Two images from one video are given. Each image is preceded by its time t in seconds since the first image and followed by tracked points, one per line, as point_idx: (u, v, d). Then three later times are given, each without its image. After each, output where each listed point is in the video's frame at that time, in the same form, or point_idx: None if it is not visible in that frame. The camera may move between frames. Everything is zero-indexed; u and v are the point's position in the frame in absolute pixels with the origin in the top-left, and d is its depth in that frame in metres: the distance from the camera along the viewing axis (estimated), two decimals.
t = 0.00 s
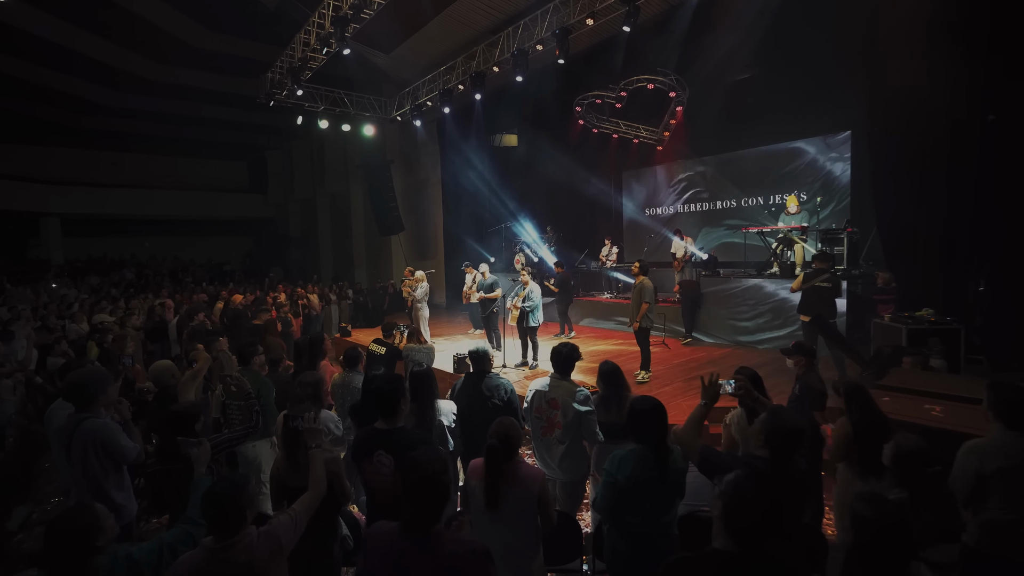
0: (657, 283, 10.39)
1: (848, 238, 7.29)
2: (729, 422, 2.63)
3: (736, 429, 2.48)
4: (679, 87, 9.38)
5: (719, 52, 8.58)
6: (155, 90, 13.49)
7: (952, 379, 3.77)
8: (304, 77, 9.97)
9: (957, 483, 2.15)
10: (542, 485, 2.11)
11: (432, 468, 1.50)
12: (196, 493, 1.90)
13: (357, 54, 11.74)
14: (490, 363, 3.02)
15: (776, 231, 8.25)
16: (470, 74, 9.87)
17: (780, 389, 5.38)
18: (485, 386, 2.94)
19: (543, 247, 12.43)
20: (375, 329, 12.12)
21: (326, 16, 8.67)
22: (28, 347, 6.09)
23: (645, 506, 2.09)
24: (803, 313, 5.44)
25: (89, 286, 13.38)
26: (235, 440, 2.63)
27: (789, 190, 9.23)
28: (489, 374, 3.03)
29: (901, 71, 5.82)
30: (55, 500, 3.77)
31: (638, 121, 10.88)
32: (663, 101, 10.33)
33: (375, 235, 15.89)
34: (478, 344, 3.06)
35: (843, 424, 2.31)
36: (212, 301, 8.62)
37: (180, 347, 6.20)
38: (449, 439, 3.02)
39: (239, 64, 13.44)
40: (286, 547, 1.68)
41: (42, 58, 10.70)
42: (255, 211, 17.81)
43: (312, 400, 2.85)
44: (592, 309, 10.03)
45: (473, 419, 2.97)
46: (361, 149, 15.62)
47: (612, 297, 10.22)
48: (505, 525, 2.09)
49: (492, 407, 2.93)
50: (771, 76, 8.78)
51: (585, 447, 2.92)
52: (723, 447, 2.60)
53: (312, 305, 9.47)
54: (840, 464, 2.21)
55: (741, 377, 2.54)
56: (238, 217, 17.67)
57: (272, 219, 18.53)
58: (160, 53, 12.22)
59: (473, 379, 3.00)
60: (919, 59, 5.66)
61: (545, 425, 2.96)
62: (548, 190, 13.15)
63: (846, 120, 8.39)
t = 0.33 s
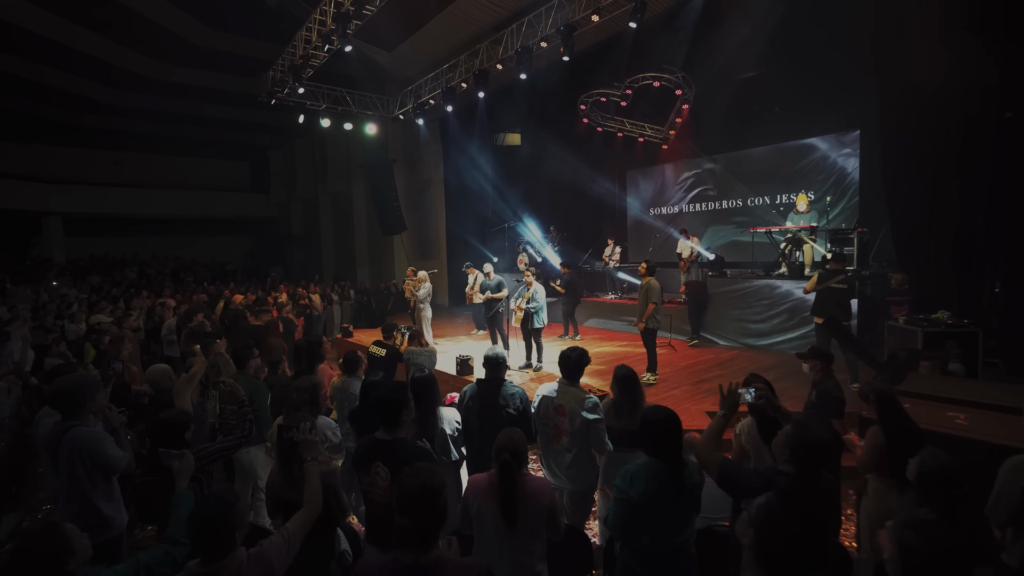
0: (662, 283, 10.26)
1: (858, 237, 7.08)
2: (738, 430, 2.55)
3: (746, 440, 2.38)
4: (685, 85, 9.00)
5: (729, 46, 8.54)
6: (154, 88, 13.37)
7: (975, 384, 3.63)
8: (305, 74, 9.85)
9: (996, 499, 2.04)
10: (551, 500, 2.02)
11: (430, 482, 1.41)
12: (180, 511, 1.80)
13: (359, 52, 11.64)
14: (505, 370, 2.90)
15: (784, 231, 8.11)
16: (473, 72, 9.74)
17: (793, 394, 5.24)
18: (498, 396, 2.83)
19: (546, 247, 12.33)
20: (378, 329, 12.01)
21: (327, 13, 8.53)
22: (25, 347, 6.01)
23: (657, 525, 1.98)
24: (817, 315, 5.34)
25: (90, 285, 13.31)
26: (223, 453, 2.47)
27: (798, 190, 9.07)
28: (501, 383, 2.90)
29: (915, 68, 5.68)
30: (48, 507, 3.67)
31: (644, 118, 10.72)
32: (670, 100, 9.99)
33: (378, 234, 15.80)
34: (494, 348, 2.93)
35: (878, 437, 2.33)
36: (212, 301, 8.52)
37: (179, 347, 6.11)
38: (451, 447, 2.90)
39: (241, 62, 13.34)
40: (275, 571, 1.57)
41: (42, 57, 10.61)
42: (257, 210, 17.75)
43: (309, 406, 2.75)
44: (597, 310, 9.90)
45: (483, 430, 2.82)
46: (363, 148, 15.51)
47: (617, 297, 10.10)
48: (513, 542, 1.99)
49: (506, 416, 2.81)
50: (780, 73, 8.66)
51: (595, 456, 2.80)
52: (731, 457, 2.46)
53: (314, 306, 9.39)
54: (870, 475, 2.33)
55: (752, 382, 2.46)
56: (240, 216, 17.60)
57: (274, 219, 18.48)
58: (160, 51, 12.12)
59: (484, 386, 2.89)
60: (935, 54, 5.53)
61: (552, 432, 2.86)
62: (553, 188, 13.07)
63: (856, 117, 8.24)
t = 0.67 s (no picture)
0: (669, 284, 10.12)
1: (870, 238, 6.90)
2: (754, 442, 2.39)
3: (762, 450, 2.27)
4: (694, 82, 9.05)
5: (743, 38, 8.12)
6: (156, 86, 13.29)
7: (1002, 392, 3.47)
8: (308, 72, 9.74)
9: None
10: (553, 514, 1.91)
11: (415, 501, 1.37)
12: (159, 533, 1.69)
13: (363, 51, 11.59)
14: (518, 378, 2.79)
15: (794, 231, 7.88)
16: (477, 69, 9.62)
17: (807, 399, 5.09)
18: (512, 408, 2.74)
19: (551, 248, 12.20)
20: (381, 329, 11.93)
21: (329, 9, 8.42)
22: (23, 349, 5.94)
23: (676, 547, 1.85)
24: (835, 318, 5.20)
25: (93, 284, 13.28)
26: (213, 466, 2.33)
27: (809, 189, 8.91)
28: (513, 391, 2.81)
29: (932, 64, 5.53)
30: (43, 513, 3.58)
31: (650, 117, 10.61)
32: (675, 97, 10.04)
33: (382, 234, 15.72)
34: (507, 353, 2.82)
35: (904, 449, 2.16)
36: (215, 301, 8.46)
37: (181, 348, 6.04)
38: (454, 457, 2.80)
39: (243, 60, 13.26)
40: None
41: (42, 55, 10.54)
42: (261, 210, 17.71)
43: (304, 414, 2.60)
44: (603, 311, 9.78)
45: (496, 440, 2.74)
46: (366, 147, 15.40)
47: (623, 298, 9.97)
48: (520, 565, 1.85)
49: (520, 426, 2.71)
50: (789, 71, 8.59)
51: (606, 468, 2.68)
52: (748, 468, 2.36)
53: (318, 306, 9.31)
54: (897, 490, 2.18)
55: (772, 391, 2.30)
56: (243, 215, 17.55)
57: (278, 218, 18.43)
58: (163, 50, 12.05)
59: (495, 394, 2.80)
60: (956, 48, 5.33)
61: (561, 442, 2.74)
62: (558, 187, 12.96)
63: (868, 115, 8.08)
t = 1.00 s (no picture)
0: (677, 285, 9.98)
1: (885, 239, 6.73)
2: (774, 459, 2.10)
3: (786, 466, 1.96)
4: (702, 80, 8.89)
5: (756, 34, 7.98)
6: (159, 85, 13.21)
7: None
8: (311, 70, 9.62)
9: None
10: (562, 538, 1.76)
11: (400, 535, 1.25)
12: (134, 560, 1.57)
13: (366, 48, 11.50)
14: (524, 386, 2.65)
15: (806, 231, 7.72)
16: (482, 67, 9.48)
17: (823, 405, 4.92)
18: (519, 417, 2.60)
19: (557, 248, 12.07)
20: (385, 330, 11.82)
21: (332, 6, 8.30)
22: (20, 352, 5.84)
23: None
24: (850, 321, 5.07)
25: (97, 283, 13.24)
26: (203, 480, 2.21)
27: (821, 188, 8.80)
28: (520, 401, 2.68)
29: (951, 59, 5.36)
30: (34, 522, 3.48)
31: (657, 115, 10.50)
32: (685, 94, 9.69)
33: (386, 233, 15.63)
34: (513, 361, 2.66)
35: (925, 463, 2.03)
36: (218, 302, 8.37)
37: (181, 350, 5.95)
38: (457, 465, 2.74)
39: (247, 59, 13.20)
40: None
41: (44, 53, 10.46)
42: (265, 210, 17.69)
43: (295, 422, 2.57)
44: (610, 312, 9.63)
45: (501, 451, 2.62)
46: (370, 146, 15.31)
47: (630, 299, 9.82)
48: None
49: (526, 438, 2.58)
50: (800, 68, 8.41)
51: (619, 480, 2.55)
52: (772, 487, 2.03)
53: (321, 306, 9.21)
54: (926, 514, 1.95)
55: (791, 404, 2.17)
56: (247, 215, 17.51)
57: (282, 218, 18.39)
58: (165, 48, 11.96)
59: (500, 404, 2.66)
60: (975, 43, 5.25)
61: (572, 453, 2.60)
62: (563, 186, 12.83)
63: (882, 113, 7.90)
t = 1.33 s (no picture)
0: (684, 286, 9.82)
1: (899, 239, 6.54)
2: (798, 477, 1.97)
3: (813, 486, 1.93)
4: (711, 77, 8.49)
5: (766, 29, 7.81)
6: (162, 84, 13.14)
7: None
8: (313, 68, 9.49)
9: None
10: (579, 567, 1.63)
11: None
12: None
13: (369, 45, 11.38)
14: (525, 396, 2.52)
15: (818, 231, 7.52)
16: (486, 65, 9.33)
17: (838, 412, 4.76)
18: (520, 426, 2.48)
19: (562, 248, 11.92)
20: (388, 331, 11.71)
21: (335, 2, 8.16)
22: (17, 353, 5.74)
23: None
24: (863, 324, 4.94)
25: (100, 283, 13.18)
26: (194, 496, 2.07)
27: (832, 188, 8.64)
28: (523, 410, 2.53)
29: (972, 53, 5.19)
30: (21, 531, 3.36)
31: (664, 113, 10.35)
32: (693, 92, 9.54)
33: (389, 232, 15.51)
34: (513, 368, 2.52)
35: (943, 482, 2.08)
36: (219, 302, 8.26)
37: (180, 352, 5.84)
38: (456, 479, 2.56)
39: (251, 57, 13.10)
40: None
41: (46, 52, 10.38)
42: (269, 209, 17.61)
43: (285, 433, 2.48)
44: (616, 314, 9.48)
45: (502, 465, 2.48)
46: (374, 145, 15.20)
47: (636, 300, 9.67)
48: None
49: (529, 449, 2.46)
50: (810, 64, 8.24)
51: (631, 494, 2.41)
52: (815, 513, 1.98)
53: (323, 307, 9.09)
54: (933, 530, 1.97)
55: (816, 416, 2.02)
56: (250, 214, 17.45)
57: (286, 217, 18.31)
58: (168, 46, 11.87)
59: (502, 414, 2.51)
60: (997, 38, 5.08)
61: (582, 468, 2.46)
62: (568, 185, 12.69)
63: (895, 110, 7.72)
